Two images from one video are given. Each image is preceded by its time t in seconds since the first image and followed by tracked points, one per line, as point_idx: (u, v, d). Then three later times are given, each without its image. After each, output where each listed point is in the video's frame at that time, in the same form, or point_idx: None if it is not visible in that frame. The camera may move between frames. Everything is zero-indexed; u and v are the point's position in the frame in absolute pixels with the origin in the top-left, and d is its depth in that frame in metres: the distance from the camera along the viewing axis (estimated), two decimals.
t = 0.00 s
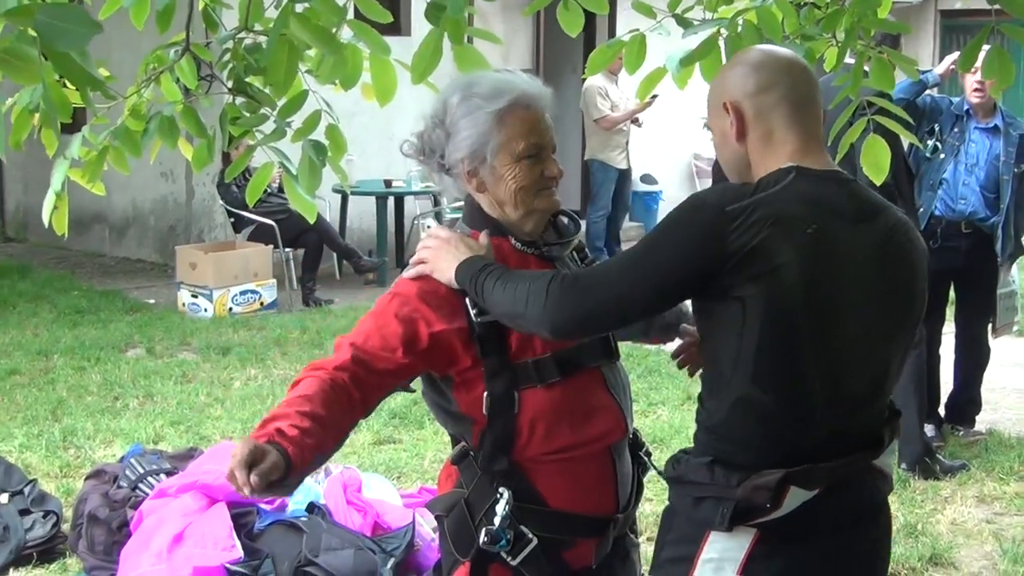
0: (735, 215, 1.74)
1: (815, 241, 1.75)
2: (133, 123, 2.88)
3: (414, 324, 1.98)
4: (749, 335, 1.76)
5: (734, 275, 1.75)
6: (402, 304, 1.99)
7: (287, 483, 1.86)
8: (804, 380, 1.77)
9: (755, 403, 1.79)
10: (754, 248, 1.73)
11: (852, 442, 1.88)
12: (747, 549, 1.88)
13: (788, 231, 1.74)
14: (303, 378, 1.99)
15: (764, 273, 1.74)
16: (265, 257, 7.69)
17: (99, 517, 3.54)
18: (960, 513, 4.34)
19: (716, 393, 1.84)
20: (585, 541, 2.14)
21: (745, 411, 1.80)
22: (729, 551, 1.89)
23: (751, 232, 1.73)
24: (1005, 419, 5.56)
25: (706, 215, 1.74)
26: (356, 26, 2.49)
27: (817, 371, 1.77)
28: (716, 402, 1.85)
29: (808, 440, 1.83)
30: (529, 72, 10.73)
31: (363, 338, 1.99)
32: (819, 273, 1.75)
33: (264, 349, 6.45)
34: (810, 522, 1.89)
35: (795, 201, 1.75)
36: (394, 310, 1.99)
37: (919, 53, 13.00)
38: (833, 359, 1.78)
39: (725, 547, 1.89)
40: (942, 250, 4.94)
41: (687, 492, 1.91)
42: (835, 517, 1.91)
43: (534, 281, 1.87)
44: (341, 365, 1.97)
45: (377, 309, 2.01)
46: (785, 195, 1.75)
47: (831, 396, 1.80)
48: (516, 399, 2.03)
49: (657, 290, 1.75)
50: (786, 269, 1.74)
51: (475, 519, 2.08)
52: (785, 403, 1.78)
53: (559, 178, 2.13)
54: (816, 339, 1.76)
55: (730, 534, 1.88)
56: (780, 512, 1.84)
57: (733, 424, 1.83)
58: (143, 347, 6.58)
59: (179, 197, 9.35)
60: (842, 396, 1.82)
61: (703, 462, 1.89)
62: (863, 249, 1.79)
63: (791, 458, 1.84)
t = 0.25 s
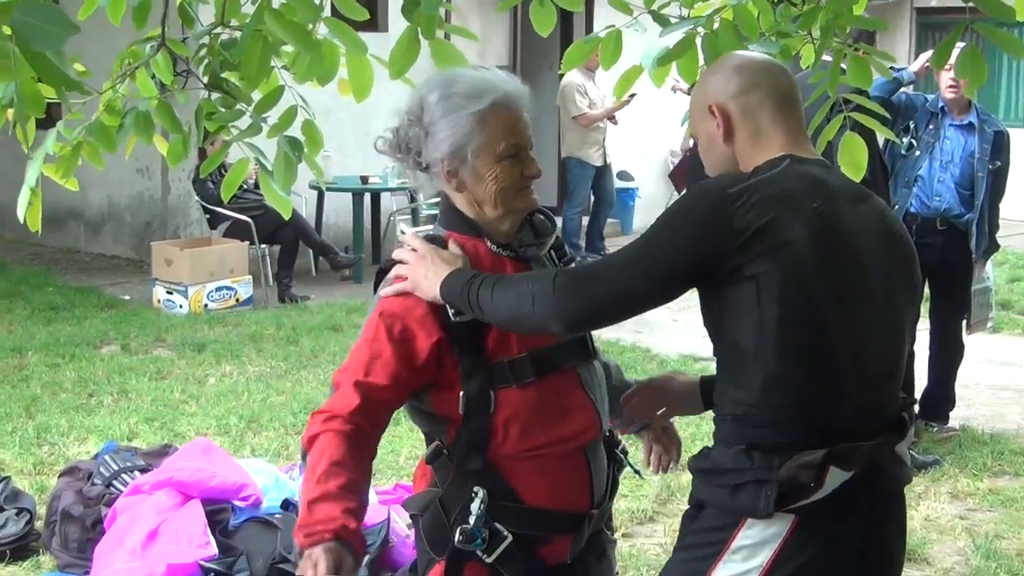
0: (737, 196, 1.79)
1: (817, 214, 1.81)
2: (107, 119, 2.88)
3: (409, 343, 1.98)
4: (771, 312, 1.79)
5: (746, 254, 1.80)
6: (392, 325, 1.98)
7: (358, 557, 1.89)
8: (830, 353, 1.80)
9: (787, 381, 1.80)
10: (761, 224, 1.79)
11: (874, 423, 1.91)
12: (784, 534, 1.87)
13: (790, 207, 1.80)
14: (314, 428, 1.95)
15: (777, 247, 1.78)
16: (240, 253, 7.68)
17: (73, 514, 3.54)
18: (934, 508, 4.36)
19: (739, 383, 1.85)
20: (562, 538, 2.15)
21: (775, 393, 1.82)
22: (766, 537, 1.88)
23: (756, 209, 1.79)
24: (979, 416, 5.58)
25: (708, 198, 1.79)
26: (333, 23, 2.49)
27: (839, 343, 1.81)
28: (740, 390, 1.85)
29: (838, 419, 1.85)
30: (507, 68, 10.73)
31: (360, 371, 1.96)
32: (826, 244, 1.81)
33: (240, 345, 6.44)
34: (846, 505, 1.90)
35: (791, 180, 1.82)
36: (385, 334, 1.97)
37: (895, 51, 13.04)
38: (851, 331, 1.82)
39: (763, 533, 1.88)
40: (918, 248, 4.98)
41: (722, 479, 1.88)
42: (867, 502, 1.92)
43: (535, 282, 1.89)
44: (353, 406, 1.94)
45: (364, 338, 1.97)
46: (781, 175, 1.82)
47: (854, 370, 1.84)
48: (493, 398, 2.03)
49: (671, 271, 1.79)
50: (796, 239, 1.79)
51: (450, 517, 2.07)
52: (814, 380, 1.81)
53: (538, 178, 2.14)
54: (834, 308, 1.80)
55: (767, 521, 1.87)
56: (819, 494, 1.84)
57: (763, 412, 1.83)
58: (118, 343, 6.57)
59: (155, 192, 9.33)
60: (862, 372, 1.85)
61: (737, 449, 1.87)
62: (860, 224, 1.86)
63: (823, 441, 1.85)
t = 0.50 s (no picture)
0: (729, 186, 1.81)
1: (807, 204, 1.84)
2: (87, 115, 2.88)
3: (424, 353, 1.99)
4: (770, 299, 1.80)
5: (742, 243, 1.81)
6: (408, 339, 1.97)
7: None
8: (828, 342, 1.82)
9: (788, 370, 1.81)
10: (755, 214, 1.81)
11: (866, 419, 1.92)
12: (782, 526, 1.87)
13: (781, 196, 1.82)
14: (360, 464, 1.93)
15: (771, 234, 1.80)
16: (222, 250, 7.67)
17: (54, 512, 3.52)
18: (915, 506, 4.37)
19: (732, 374, 1.85)
20: (540, 532, 2.16)
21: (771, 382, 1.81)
22: (765, 531, 1.87)
23: (748, 200, 1.81)
24: (959, 413, 5.60)
25: (699, 189, 1.81)
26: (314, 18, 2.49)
27: (835, 332, 1.83)
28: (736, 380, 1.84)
29: (838, 405, 1.86)
30: (489, 65, 10.72)
31: (395, 397, 1.94)
32: (817, 234, 1.83)
33: (221, 342, 6.43)
34: (838, 495, 1.90)
35: (779, 172, 1.84)
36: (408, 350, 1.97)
37: (877, 49, 13.06)
38: (845, 320, 1.84)
39: (763, 524, 1.86)
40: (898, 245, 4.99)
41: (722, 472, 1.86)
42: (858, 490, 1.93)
43: (529, 281, 1.89)
44: (396, 436, 1.94)
45: (391, 360, 1.95)
46: (769, 167, 1.84)
47: (850, 362, 1.85)
48: (475, 398, 2.03)
49: (669, 261, 1.80)
50: (790, 228, 1.81)
51: (429, 514, 2.06)
52: (813, 370, 1.82)
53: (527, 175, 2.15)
54: (830, 295, 1.83)
55: (766, 513, 1.86)
56: (817, 483, 1.84)
57: (762, 401, 1.82)
58: (99, 340, 6.56)
59: (136, 189, 9.31)
60: (857, 363, 1.87)
61: (735, 441, 1.85)
62: (843, 218, 1.89)
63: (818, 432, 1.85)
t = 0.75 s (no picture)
0: (713, 192, 1.80)
1: (791, 208, 1.83)
2: (78, 112, 2.88)
3: (419, 349, 1.99)
4: (751, 309, 1.80)
5: (725, 252, 1.80)
6: (402, 336, 1.97)
7: None
8: (808, 348, 1.83)
9: (766, 378, 1.82)
10: (739, 222, 1.80)
11: (846, 417, 1.93)
12: (760, 530, 1.88)
13: (765, 202, 1.81)
14: (352, 466, 1.92)
15: (755, 243, 1.80)
16: (216, 248, 7.66)
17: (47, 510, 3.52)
18: (907, 504, 4.37)
19: (711, 379, 1.85)
20: (527, 530, 2.17)
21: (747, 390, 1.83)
22: (743, 535, 1.88)
23: (732, 208, 1.80)
24: (951, 412, 5.60)
25: (683, 195, 1.80)
26: (304, 16, 2.50)
27: (815, 337, 1.83)
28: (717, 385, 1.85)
29: (816, 408, 1.87)
30: (482, 63, 10.72)
31: (385, 395, 1.94)
32: (802, 238, 1.83)
33: (214, 340, 6.42)
34: (813, 501, 1.90)
35: (764, 175, 1.83)
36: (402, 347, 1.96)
37: (870, 47, 13.07)
38: (827, 324, 1.85)
39: (739, 529, 1.88)
40: (890, 244, 4.97)
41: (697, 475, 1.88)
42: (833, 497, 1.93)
43: (514, 288, 1.88)
44: (386, 433, 1.94)
45: (382, 360, 1.94)
46: (753, 170, 1.83)
47: (829, 364, 1.86)
48: (464, 395, 2.04)
49: (651, 272, 1.80)
50: (774, 235, 1.80)
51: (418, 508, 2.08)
52: (791, 376, 1.83)
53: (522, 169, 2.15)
54: (812, 303, 1.83)
55: (742, 517, 1.87)
56: (790, 488, 1.85)
57: (738, 406, 1.84)
58: (92, 338, 6.56)
59: (129, 187, 9.30)
60: (839, 364, 1.88)
61: (709, 446, 1.87)
62: (828, 216, 1.88)
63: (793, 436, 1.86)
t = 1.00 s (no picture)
0: (685, 203, 1.78)
1: (765, 217, 1.81)
2: (70, 109, 2.88)
3: (406, 357, 2.01)
4: (722, 321, 1.79)
5: (697, 263, 1.79)
6: (388, 345, 2.00)
7: None
8: (780, 357, 1.82)
9: (738, 388, 1.81)
10: (712, 233, 1.78)
11: (821, 415, 1.92)
12: (729, 533, 1.89)
13: (738, 212, 1.79)
14: (342, 473, 2.00)
15: (727, 255, 1.78)
16: (209, 248, 7.66)
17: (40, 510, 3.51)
18: (900, 502, 4.38)
19: (684, 382, 1.86)
20: (521, 530, 2.17)
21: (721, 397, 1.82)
22: (713, 537, 1.88)
23: (704, 219, 1.78)
24: (945, 410, 5.60)
25: (654, 208, 1.79)
26: (296, 15, 2.50)
27: (789, 346, 1.82)
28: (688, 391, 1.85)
29: (787, 414, 1.87)
30: (475, 62, 10.72)
31: (372, 405, 1.99)
32: (775, 247, 1.81)
33: (208, 339, 6.42)
34: (785, 501, 1.91)
35: (739, 183, 1.81)
36: (388, 357, 2.00)
37: (863, 44, 13.08)
38: (802, 332, 1.83)
39: (710, 531, 1.88)
40: (883, 242, 4.94)
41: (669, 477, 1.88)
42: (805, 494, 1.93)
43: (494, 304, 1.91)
44: (374, 442, 1.99)
45: (367, 371, 1.98)
46: (728, 179, 1.81)
47: (804, 369, 1.85)
48: (457, 396, 2.05)
49: (620, 287, 1.80)
50: (747, 247, 1.79)
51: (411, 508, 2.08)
52: (764, 385, 1.82)
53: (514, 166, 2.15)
54: (786, 313, 1.81)
55: (713, 519, 1.88)
56: (762, 490, 1.85)
57: (708, 412, 1.84)
58: (85, 338, 6.55)
59: (122, 186, 9.29)
60: (814, 367, 1.87)
61: (680, 448, 1.87)
62: (805, 219, 1.86)
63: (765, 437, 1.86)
